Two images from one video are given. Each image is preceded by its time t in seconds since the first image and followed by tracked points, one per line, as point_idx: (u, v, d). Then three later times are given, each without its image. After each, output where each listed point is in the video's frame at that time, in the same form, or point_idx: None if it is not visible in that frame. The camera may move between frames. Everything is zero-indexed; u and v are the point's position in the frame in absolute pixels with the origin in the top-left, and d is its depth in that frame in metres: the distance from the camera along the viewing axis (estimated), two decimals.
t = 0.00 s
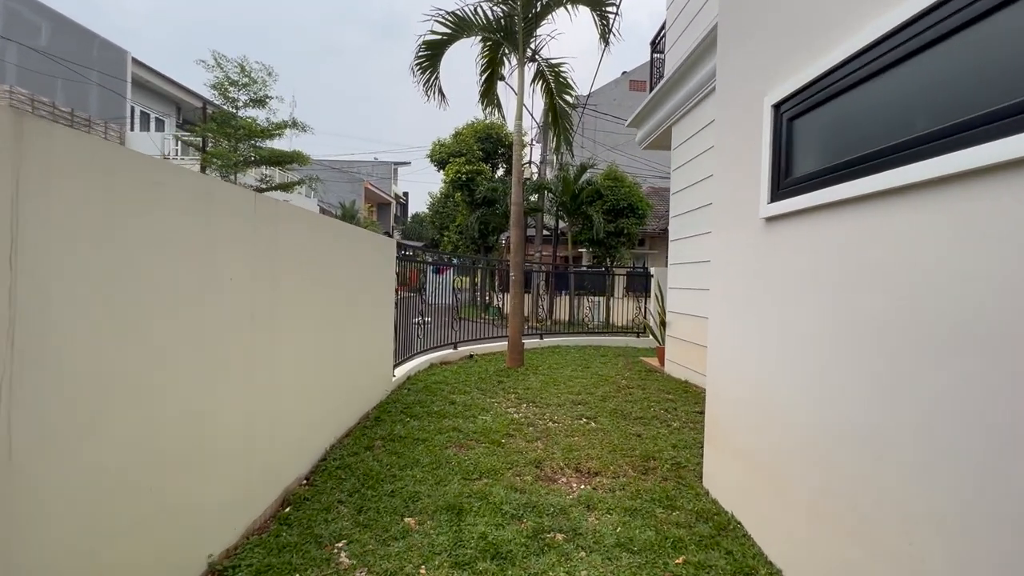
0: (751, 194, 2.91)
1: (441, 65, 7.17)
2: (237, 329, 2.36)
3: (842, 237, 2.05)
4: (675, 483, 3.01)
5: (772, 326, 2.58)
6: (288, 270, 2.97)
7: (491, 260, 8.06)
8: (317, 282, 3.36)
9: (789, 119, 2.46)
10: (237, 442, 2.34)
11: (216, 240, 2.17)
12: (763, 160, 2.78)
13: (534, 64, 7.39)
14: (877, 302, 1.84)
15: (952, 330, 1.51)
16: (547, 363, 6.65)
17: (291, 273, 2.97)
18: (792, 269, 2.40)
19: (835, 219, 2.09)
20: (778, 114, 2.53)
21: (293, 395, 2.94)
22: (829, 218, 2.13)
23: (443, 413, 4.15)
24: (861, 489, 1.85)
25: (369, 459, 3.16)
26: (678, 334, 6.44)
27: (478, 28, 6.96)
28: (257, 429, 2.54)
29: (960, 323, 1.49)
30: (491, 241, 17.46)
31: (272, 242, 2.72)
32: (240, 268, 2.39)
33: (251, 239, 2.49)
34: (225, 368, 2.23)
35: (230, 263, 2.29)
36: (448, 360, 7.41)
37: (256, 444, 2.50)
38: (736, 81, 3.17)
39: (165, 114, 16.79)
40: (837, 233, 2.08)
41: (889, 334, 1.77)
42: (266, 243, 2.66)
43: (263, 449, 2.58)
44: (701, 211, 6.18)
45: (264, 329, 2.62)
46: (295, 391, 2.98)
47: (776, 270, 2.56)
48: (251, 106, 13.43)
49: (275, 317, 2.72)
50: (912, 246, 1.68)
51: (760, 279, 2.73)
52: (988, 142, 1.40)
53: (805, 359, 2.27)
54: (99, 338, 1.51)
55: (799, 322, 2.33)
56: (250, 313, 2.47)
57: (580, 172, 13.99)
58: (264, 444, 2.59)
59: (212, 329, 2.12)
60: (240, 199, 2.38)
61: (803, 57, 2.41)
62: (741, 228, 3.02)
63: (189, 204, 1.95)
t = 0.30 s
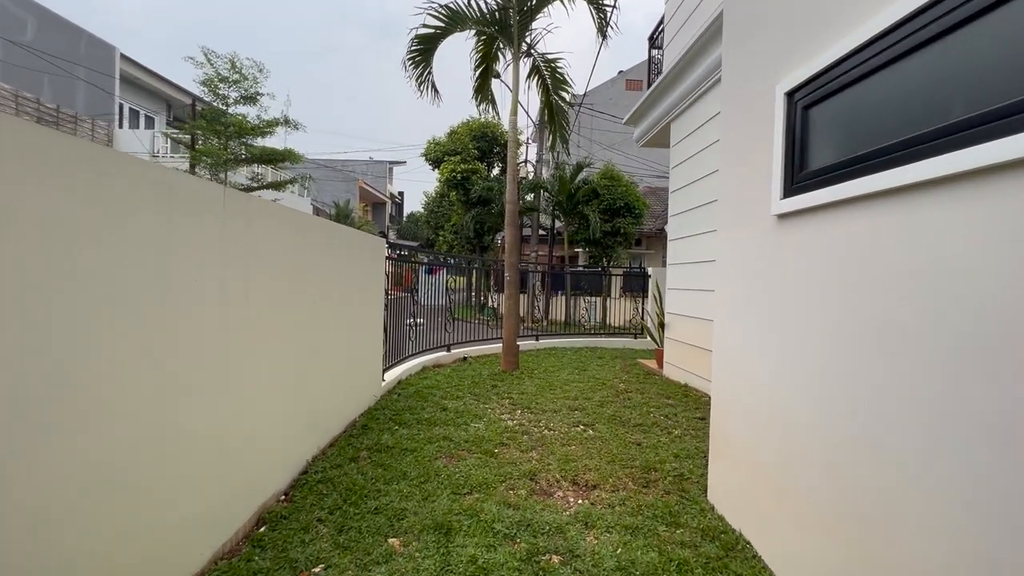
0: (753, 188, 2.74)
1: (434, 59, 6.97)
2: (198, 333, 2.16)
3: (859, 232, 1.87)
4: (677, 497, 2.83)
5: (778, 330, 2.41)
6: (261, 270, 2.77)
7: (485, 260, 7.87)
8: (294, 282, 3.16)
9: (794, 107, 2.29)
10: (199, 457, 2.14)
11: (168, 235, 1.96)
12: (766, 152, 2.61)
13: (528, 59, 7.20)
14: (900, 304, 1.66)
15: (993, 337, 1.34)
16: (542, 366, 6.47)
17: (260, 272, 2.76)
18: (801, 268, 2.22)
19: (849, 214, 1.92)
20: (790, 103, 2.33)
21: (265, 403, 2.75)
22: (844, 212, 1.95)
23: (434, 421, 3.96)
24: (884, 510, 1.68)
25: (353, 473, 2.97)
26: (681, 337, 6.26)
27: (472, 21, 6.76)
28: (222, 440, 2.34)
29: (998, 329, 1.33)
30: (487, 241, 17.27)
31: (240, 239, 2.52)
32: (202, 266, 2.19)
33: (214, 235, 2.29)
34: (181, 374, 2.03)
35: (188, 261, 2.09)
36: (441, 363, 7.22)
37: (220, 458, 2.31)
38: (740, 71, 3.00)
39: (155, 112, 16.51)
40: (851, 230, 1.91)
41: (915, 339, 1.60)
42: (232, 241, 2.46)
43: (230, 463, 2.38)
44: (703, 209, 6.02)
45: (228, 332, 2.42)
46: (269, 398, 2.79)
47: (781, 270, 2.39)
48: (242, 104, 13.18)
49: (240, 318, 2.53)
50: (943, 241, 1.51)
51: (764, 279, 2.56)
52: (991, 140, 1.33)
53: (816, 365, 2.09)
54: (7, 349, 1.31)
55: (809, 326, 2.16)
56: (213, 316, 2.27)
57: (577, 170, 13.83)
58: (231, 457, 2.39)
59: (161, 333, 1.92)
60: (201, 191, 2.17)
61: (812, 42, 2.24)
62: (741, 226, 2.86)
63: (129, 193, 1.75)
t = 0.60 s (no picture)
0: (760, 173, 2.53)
1: (427, 52, 6.75)
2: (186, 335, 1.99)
3: (889, 220, 1.68)
4: (685, 509, 2.63)
5: (792, 327, 2.21)
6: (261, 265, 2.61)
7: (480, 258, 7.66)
8: (283, 278, 2.95)
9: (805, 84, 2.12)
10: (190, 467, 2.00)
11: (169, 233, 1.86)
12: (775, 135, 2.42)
13: (525, 51, 6.99)
14: (945, 298, 1.46)
15: None
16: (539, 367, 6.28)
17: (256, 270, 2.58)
18: (820, 259, 2.03)
19: (877, 196, 1.72)
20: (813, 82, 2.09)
21: (255, 408, 2.56)
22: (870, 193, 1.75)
23: (426, 427, 3.74)
24: (927, 534, 1.47)
25: (338, 484, 2.77)
26: (682, 337, 6.07)
27: (466, 12, 6.55)
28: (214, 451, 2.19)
29: None
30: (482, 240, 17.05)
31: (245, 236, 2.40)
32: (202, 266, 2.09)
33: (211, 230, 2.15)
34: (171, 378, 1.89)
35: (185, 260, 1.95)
36: (435, 365, 7.00)
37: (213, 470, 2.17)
38: (748, 54, 2.81)
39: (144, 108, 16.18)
40: (883, 216, 1.70)
41: (966, 338, 1.40)
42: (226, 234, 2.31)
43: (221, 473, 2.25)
44: (705, 205, 5.83)
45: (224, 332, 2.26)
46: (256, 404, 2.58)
47: (797, 261, 2.19)
48: (232, 99, 12.89)
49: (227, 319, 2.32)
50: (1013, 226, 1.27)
51: (776, 272, 2.36)
52: (988, 131, 1.31)
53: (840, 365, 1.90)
54: None
55: (829, 323, 1.97)
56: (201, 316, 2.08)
57: (573, 168, 13.65)
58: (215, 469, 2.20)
59: (151, 337, 1.77)
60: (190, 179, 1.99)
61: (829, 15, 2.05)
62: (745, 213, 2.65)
63: (108, 180, 1.58)
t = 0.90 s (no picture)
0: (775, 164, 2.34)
1: (421, 43, 6.52)
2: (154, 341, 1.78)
3: (931, 209, 1.48)
4: (698, 531, 2.41)
5: (812, 330, 2.02)
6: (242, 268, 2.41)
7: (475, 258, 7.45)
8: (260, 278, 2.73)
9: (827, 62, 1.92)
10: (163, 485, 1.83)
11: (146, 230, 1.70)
12: (791, 121, 2.22)
13: (521, 43, 6.78)
14: (1007, 300, 1.26)
15: None
16: (536, 370, 6.08)
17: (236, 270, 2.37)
18: (847, 255, 1.82)
19: (918, 183, 1.52)
20: (850, 56, 1.82)
21: (231, 418, 2.35)
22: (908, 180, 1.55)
23: (416, 438, 3.51)
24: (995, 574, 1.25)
25: (319, 504, 2.53)
26: (684, 340, 5.87)
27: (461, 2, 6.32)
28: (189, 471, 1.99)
29: None
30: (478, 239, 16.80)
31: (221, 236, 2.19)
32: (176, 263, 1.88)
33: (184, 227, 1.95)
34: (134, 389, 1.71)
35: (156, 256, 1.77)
36: (428, 368, 6.74)
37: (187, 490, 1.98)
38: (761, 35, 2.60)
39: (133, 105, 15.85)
40: (932, 205, 1.48)
41: (992, 341, 1.30)
42: (205, 230, 2.10)
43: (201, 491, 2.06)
44: (706, 203, 5.65)
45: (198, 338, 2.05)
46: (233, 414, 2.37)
47: (818, 258, 1.99)
48: (222, 95, 12.58)
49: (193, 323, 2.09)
50: None
51: (793, 270, 2.16)
52: (1009, 125, 1.23)
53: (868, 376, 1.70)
54: None
55: (857, 326, 1.77)
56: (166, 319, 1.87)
57: (570, 167, 13.49)
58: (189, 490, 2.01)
59: (117, 341, 1.58)
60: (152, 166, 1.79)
61: None
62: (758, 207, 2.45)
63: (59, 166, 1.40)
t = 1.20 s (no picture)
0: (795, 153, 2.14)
1: (414, 35, 6.30)
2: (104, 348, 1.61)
3: (993, 202, 1.29)
4: (712, 553, 2.22)
5: (841, 338, 1.81)
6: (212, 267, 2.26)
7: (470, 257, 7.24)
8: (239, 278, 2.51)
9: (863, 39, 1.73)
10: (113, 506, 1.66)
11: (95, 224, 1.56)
12: (812, 106, 2.03)
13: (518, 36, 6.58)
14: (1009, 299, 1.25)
15: None
16: (533, 373, 5.88)
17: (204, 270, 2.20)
18: (884, 252, 1.62)
19: (977, 168, 1.32)
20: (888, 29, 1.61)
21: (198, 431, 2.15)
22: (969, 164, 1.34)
23: (407, 449, 3.29)
24: None
25: (299, 526, 2.32)
26: (687, 342, 5.67)
27: None
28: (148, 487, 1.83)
29: None
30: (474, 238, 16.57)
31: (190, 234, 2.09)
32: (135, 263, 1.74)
33: (142, 221, 1.78)
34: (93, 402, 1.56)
35: (102, 253, 1.59)
36: (422, 370, 6.49)
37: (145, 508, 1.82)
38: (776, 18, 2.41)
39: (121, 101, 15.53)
40: (993, 197, 1.28)
41: None
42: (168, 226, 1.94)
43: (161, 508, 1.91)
44: (709, 201, 5.46)
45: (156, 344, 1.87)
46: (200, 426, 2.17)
47: (848, 256, 1.79)
48: (211, 91, 12.27)
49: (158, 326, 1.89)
50: None
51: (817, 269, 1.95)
52: None
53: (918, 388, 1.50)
54: None
55: (898, 333, 1.57)
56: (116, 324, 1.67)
57: (567, 165, 13.30)
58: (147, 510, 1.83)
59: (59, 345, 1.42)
60: (103, 150, 1.58)
61: None
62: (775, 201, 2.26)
63: None
